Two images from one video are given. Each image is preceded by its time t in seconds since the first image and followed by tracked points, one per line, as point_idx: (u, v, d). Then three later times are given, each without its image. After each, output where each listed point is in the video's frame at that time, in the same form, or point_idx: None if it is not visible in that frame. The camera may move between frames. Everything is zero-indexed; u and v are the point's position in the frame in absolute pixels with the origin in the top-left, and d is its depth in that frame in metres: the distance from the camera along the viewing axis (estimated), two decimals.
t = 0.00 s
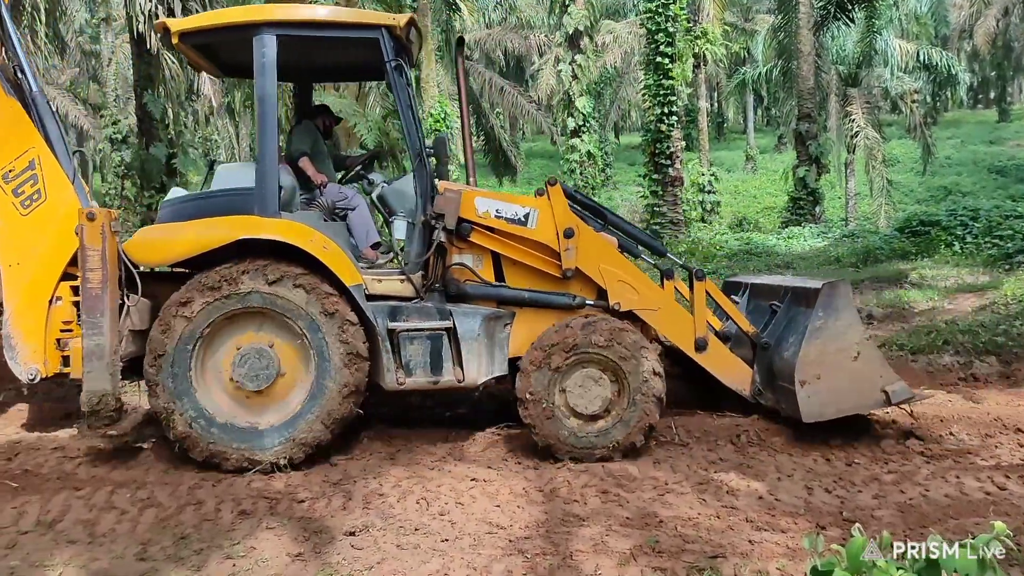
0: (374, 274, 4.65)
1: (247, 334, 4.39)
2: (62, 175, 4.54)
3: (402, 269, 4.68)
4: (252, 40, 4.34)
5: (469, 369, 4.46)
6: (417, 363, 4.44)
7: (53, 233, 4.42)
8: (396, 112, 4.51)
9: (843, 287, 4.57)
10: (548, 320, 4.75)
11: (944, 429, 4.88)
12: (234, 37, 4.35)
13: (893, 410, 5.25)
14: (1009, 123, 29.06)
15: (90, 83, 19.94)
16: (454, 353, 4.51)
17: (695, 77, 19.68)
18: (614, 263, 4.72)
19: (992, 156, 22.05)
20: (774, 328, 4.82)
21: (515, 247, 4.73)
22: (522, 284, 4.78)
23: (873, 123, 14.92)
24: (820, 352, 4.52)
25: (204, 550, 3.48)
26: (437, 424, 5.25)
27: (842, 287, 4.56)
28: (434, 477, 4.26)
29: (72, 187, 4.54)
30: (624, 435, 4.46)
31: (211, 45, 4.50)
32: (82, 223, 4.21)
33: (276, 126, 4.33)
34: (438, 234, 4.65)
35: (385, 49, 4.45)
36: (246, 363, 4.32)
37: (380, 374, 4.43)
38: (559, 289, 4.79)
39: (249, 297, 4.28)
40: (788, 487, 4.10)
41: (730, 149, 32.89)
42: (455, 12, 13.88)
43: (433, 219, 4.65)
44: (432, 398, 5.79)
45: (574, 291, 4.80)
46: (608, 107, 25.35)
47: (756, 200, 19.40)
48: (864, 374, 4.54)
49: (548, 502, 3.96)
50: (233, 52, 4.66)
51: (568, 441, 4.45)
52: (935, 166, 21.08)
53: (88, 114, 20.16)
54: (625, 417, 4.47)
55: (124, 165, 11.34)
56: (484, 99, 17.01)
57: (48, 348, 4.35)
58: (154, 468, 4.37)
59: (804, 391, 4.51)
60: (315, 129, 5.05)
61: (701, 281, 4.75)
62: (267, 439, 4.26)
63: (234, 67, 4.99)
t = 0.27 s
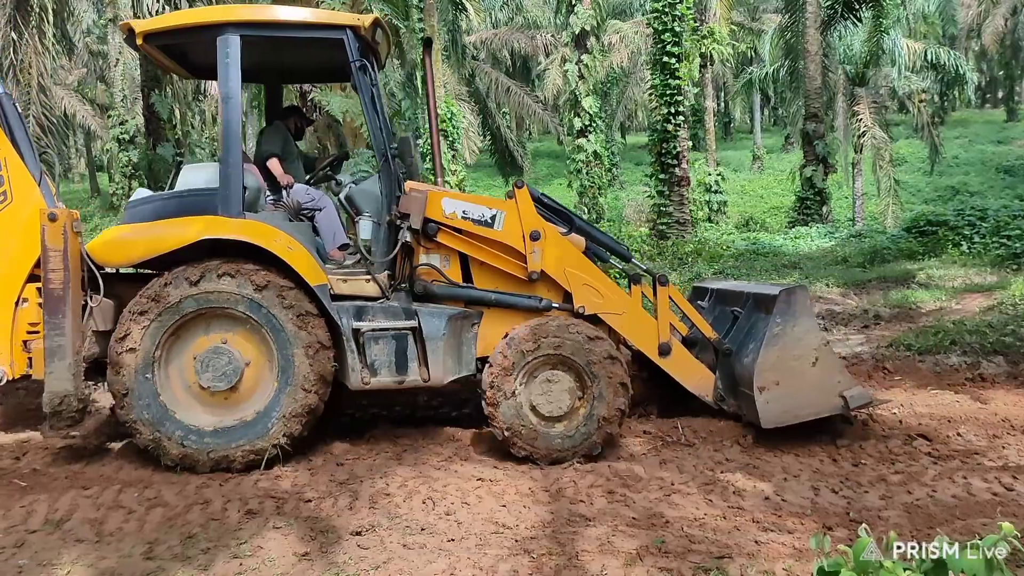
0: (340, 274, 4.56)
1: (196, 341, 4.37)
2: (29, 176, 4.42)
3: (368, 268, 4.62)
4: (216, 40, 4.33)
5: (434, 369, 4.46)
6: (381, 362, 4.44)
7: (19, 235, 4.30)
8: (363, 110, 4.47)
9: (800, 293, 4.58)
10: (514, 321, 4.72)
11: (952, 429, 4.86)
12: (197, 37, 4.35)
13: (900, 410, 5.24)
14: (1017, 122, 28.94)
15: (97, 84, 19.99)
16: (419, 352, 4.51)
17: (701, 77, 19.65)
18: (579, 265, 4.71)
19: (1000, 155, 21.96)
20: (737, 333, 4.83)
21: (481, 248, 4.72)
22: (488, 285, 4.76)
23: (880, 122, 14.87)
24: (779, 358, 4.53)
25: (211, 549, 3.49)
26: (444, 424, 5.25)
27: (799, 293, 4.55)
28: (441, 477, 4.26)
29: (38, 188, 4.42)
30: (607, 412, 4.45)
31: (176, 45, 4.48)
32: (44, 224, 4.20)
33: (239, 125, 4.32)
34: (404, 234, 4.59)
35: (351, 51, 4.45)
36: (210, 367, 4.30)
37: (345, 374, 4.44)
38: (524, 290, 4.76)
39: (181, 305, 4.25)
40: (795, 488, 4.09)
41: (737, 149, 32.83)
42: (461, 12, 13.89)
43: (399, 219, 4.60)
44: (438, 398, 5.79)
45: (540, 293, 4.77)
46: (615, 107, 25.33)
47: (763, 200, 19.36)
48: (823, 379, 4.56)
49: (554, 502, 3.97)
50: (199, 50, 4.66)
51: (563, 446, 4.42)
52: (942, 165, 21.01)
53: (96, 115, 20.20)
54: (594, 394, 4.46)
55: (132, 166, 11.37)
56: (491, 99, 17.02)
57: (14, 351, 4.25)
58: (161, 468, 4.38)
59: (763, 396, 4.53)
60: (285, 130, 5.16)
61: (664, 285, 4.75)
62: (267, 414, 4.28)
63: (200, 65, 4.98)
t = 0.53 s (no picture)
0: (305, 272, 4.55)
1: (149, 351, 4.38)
2: None
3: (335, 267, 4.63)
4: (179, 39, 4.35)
5: (399, 367, 4.45)
6: (345, 360, 4.43)
7: None
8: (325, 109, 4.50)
9: (763, 291, 4.67)
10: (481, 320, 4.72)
11: (958, 430, 4.85)
12: (164, 36, 4.36)
13: (907, 411, 5.23)
14: None
15: (105, 86, 20.05)
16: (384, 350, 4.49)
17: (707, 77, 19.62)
18: (547, 265, 4.69)
19: (1007, 155, 21.90)
20: (704, 332, 4.85)
21: (449, 247, 4.70)
22: (455, 284, 4.76)
23: (887, 122, 14.82)
24: (741, 356, 4.59)
25: (217, 549, 3.50)
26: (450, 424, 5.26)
27: (762, 291, 4.65)
28: (447, 477, 4.27)
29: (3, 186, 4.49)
30: (569, 378, 4.41)
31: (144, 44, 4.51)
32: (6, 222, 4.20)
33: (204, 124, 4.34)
34: (369, 233, 4.54)
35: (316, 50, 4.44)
36: (175, 368, 4.31)
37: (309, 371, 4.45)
38: (491, 289, 4.75)
39: (117, 323, 4.26)
40: (801, 489, 4.09)
41: (743, 149, 32.78)
42: (467, 12, 13.90)
43: (365, 218, 4.57)
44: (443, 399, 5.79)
45: (508, 291, 4.76)
46: (621, 107, 25.31)
47: (769, 200, 19.34)
48: (785, 377, 4.62)
49: (560, 503, 3.97)
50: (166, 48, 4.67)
51: (554, 434, 4.42)
52: (949, 165, 20.95)
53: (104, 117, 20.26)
54: (545, 371, 4.43)
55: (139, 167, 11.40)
56: (497, 99, 17.02)
57: None
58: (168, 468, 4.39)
59: (727, 394, 4.58)
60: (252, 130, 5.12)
61: (631, 285, 4.74)
62: (251, 377, 4.28)
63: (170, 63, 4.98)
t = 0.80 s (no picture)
0: (273, 271, 4.58)
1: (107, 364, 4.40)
2: None
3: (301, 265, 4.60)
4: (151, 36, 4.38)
5: (365, 366, 4.45)
6: (312, 360, 4.45)
7: None
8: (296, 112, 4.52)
9: (732, 286, 4.69)
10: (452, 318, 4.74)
11: (969, 431, 4.82)
12: (136, 32, 4.40)
13: (916, 411, 5.21)
14: None
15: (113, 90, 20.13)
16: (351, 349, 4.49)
17: (715, 77, 19.58)
18: (517, 262, 4.69)
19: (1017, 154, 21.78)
20: (675, 329, 4.85)
21: (419, 246, 4.74)
22: (426, 283, 4.79)
23: (896, 121, 14.77)
24: (711, 351, 4.60)
25: (226, 548, 3.51)
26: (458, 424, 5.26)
27: (731, 287, 4.67)
28: (455, 477, 4.27)
29: None
30: (515, 351, 4.42)
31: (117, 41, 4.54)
32: None
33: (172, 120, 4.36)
34: (337, 232, 4.56)
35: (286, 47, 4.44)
36: (143, 368, 4.32)
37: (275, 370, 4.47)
38: (462, 287, 4.77)
39: (68, 350, 4.28)
40: (810, 489, 4.07)
41: (751, 148, 32.69)
42: (474, 12, 13.91)
43: (333, 217, 4.58)
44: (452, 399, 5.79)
45: (479, 290, 4.76)
46: (630, 106, 25.29)
47: (777, 200, 19.29)
48: (754, 373, 4.65)
49: (568, 502, 3.97)
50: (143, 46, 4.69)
51: (534, 413, 4.38)
52: (958, 164, 20.85)
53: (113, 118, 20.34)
54: (493, 361, 4.44)
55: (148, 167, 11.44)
56: (504, 99, 17.02)
57: None
58: (177, 467, 4.41)
59: (695, 389, 4.57)
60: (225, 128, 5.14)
61: (599, 282, 4.73)
62: (218, 343, 4.30)
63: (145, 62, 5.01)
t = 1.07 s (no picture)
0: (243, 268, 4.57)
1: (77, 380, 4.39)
2: None
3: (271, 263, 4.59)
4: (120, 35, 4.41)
5: (334, 363, 4.44)
6: (282, 357, 4.43)
7: None
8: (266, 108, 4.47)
9: (702, 280, 4.71)
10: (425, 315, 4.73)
11: (979, 430, 4.80)
12: (107, 28, 4.38)
13: (925, 410, 5.19)
14: None
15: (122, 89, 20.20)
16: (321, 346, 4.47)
17: (723, 75, 19.53)
18: (489, 258, 4.69)
19: None
20: (647, 322, 4.86)
21: (391, 243, 4.71)
22: (398, 280, 4.77)
23: (905, 119, 14.71)
24: (681, 346, 4.65)
25: (235, 546, 3.52)
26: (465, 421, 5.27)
27: (701, 281, 4.69)
28: (462, 475, 4.27)
29: None
30: (454, 334, 4.45)
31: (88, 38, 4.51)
32: None
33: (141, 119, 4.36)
34: (308, 229, 4.55)
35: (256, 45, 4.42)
36: (114, 364, 4.32)
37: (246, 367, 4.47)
38: (434, 283, 4.76)
39: (37, 376, 4.28)
40: (819, 488, 4.06)
41: (759, 147, 32.62)
42: (482, 10, 13.91)
43: (303, 214, 4.56)
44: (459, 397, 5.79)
45: (451, 286, 4.76)
46: (638, 104, 25.27)
47: (786, 198, 19.24)
48: (723, 366, 4.71)
49: (576, 501, 3.97)
50: (115, 43, 4.70)
51: (499, 376, 4.40)
52: (968, 162, 20.76)
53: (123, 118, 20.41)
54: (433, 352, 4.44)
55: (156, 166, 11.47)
56: (512, 97, 17.02)
57: None
58: (186, 465, 4.42)
59: (666, 382, 4.61)
60: (199, 127, 5.13)
61: (572, 277, 4.73)
62: (172, 312, 4.30)
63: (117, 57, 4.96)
